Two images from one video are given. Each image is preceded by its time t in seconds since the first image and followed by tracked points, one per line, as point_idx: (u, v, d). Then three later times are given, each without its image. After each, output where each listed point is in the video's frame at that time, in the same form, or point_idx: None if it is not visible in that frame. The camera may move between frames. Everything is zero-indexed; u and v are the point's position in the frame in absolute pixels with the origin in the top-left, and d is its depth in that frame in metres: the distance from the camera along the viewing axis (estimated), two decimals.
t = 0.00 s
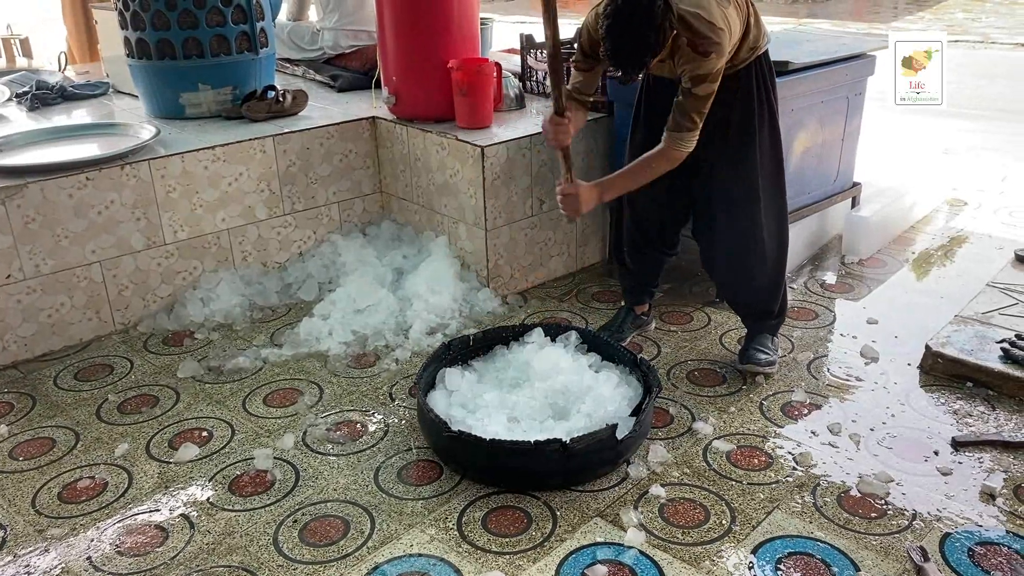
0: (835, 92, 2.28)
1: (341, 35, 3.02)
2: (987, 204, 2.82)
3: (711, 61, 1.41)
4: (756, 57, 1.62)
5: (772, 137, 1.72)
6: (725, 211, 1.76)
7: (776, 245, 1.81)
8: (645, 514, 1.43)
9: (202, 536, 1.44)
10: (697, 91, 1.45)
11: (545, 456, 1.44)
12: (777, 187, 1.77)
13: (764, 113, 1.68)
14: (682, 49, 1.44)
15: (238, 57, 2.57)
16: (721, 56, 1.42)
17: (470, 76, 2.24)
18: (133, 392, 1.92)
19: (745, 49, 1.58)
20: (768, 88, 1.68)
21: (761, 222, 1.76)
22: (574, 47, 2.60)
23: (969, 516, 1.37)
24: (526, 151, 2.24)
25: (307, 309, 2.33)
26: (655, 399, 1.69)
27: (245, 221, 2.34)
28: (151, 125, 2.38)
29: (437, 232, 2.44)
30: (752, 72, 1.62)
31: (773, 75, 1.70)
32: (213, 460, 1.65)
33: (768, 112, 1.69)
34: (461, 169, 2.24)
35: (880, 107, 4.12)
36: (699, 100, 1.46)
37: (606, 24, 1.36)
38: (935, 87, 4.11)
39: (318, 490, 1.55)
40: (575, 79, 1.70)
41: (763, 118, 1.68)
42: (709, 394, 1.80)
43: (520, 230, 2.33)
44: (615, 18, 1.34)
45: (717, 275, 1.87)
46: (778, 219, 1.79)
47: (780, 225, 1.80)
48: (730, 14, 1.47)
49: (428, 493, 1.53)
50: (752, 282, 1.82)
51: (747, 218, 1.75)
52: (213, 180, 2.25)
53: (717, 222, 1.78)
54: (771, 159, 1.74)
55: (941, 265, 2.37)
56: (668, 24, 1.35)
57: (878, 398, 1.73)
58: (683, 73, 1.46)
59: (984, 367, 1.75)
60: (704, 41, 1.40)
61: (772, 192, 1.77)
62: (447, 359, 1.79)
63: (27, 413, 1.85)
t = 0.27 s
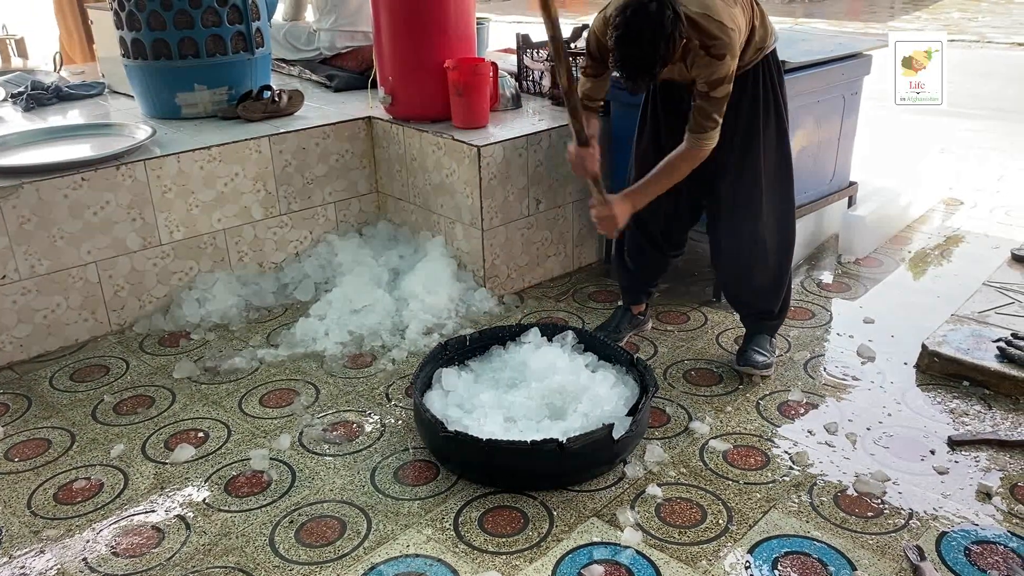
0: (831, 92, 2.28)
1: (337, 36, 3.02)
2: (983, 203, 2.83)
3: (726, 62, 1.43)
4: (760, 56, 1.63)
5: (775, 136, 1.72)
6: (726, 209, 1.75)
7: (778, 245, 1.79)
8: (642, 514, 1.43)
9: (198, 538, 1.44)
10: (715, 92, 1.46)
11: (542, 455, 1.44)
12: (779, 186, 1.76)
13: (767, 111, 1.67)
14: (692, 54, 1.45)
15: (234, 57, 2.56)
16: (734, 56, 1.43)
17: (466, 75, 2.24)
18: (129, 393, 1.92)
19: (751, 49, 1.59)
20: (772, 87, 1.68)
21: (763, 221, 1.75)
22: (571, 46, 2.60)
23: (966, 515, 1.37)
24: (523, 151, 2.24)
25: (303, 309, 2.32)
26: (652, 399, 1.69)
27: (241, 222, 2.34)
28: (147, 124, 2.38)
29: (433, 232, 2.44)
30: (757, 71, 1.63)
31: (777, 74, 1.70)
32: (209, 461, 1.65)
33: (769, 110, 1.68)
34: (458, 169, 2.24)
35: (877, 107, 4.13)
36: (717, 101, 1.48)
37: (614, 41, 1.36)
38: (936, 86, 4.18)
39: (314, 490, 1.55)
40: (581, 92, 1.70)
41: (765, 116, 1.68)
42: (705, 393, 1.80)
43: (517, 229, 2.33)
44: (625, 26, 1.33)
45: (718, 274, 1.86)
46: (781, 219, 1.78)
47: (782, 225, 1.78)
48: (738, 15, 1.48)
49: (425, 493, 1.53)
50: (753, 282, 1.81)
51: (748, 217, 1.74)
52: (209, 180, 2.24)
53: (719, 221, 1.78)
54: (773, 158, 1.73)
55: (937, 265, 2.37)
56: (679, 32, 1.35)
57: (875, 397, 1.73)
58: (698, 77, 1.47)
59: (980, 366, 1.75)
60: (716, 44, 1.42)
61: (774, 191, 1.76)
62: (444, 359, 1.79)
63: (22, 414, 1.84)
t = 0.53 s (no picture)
0: (828, 91, 2.28)
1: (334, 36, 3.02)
2: (979, 202, 2.83)
3: (751, 72, 1.47)
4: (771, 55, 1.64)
5: (781, 135, 1.72)
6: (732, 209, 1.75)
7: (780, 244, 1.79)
8: (639, 514, 1.43)
9: (195, 539, 1.43)
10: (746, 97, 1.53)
11: (540, 455, 1.44)
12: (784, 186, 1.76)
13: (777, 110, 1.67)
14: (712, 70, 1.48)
15: (230, 58, 2.56)
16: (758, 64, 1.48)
17: (462, 75, 2.24)
18: (126, 394, 1.91)
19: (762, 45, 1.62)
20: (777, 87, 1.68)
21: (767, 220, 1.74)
22: (567, 46, 2.60)
23: (963, 515, 1.37)
24: (520, 151, 2.24)
25: (300, 310, 2.32)
26: (649, 399, 1.69)
27: (238, 222, 2.33)
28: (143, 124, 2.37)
29: (430, 232, 2.44)
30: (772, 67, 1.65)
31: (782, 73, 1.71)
32: (206, 462, 1.65)
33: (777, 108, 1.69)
34: (455, 169, 2.24)
35: (874, 106, 4.13)
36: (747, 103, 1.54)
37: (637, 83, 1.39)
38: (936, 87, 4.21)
39: (311, 491, 1.55)
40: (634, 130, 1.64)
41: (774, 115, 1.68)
42: (703, 393, 1.80)
43: (514, 230, 2.33)
44: (646, 67, 1.37)
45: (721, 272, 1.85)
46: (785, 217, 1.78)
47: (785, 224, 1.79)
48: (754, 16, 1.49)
49: (422, 494, 1.53)
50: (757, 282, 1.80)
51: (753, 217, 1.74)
52: (206, 180, 2.24)
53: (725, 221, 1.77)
54: (778, 157, 1.73)
55: (934, 264, 2.37)
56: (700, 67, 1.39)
57: (872, 397, 1.73)
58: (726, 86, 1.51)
59: (977, 365, 1.75)
60: (739, 57, 1.45)
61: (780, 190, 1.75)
62: (441, 359, 1.78)
63: (18, 415, 1.83)
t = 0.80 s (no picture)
0: (824, 92, 2.29)
1: (329, 37, 3.01)
2: (975, 202, 2.84)
3: (761, 63, 1.47)
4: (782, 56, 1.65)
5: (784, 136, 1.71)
6: (735, 206, 1.75)
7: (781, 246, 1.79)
8: (636, 515, 1.42)
9: (191, 541, 1.43)
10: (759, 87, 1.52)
11: (537, 456, 1.44)
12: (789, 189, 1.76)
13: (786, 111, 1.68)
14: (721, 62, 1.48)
15: (225, 58, 2.56)
16: (768, 55, 1.48)
17: (459, 76, 2.23)
18: (122, 395, 1.91)
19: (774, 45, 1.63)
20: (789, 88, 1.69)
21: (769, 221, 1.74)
22: (563, 47, 2.60)
23: (960, 515, 1.37)
24: (516, 151, 2.23)
25: (296, 311, 2.32)
26: (646, 400, 1.69)
27: (233, 223, 2.33)
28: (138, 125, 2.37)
29: (426, 233, 2.43)
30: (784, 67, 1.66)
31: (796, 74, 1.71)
32: (202, 464, 1.64)
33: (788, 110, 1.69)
34: (451, 170, 2.23)
35: (871, 107, 4.14)
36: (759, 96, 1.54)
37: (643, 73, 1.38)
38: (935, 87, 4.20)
39: (308, 493, 1.54)
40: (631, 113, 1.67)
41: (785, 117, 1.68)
42: (699, 394, 1.80)
43: (511, 230, 2.33)
44: (654, 54, 1.35)
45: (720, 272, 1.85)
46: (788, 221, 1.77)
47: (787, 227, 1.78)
48: (766, 11, 1.51)
49: (419, 495, 1.52)
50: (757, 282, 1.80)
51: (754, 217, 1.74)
52: (201, 181, 2.23)
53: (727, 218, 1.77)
54: (785, 160, 1.72)
55: (930, 265, 2.38)
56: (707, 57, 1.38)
57: (869, 397, 1.73)
58: (738, 79, 1.52)
59: (973, 364, 1.75)
60: (749, 48, 1.46)
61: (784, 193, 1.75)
62: (438, 360, 1.78)
63: (13, 417, 1.83)
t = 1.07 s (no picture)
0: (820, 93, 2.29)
1: (325, 37, 3.01)
2: (970, 203, 2.84)
3: (761, 46, 1.45)
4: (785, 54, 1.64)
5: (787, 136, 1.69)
6: (733, 206, 1.74)
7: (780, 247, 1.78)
8: (632, 516, 1.42)
9: (186, 543, 1.42)
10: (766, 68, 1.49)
11: (533, 457, 1.44)
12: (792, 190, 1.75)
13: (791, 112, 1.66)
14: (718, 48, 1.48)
15: (221, 59, 2.55)
16: (769, 37, 1.45)
17: (454, 77, 2.23)
18: (117, 397, 1.90)
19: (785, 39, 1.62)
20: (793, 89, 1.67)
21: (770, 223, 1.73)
22: (559, 48, 2.60)
23: (955, 515, 1.38)
24: (512, 152, 2.23)
25: (292, 312, 2.31)
26: (642, 400, 1.69)
27: (229, 224, 2.32)
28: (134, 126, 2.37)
29: (422, 234, 2.43)
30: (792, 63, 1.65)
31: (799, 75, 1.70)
32: (197, 465, 1.64)
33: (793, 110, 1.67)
34: (447, 170, 2.23)
35: (867, 107, 4.14)
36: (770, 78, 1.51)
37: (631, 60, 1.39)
38: (935, 86, 4.16)
39: (303, 494, 1.54)
40: (625, 96, 1.71)
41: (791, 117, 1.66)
42: (695, 394, 1.80)
43: (506, 231, 2.33)
44: (644, 39, 1.35)
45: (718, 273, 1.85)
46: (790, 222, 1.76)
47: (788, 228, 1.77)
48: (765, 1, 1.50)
49: (415, 496, 1.52)
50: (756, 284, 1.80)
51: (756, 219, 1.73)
52: (197, 182, 2.23)
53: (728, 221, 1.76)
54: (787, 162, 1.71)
55: (925, 265, 2.38)
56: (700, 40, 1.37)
57: (864, 397, 1.73)
58: (741, 65, 1.50)
59: (968, 365, 1.75)
60: (747, 33, 1.44)
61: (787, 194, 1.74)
62: (434, 361, 1.78)
63: (7, 419, 1.82)
